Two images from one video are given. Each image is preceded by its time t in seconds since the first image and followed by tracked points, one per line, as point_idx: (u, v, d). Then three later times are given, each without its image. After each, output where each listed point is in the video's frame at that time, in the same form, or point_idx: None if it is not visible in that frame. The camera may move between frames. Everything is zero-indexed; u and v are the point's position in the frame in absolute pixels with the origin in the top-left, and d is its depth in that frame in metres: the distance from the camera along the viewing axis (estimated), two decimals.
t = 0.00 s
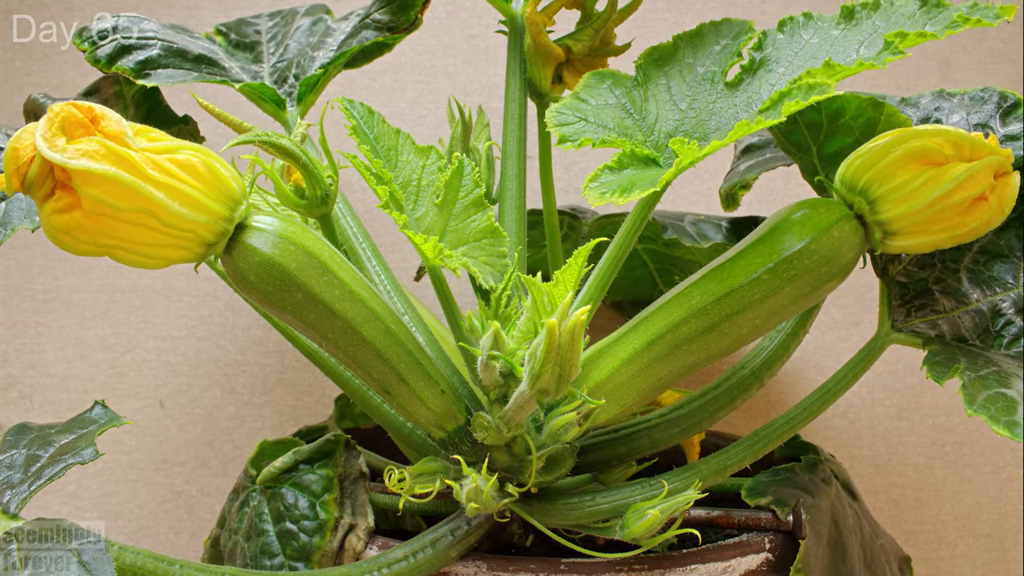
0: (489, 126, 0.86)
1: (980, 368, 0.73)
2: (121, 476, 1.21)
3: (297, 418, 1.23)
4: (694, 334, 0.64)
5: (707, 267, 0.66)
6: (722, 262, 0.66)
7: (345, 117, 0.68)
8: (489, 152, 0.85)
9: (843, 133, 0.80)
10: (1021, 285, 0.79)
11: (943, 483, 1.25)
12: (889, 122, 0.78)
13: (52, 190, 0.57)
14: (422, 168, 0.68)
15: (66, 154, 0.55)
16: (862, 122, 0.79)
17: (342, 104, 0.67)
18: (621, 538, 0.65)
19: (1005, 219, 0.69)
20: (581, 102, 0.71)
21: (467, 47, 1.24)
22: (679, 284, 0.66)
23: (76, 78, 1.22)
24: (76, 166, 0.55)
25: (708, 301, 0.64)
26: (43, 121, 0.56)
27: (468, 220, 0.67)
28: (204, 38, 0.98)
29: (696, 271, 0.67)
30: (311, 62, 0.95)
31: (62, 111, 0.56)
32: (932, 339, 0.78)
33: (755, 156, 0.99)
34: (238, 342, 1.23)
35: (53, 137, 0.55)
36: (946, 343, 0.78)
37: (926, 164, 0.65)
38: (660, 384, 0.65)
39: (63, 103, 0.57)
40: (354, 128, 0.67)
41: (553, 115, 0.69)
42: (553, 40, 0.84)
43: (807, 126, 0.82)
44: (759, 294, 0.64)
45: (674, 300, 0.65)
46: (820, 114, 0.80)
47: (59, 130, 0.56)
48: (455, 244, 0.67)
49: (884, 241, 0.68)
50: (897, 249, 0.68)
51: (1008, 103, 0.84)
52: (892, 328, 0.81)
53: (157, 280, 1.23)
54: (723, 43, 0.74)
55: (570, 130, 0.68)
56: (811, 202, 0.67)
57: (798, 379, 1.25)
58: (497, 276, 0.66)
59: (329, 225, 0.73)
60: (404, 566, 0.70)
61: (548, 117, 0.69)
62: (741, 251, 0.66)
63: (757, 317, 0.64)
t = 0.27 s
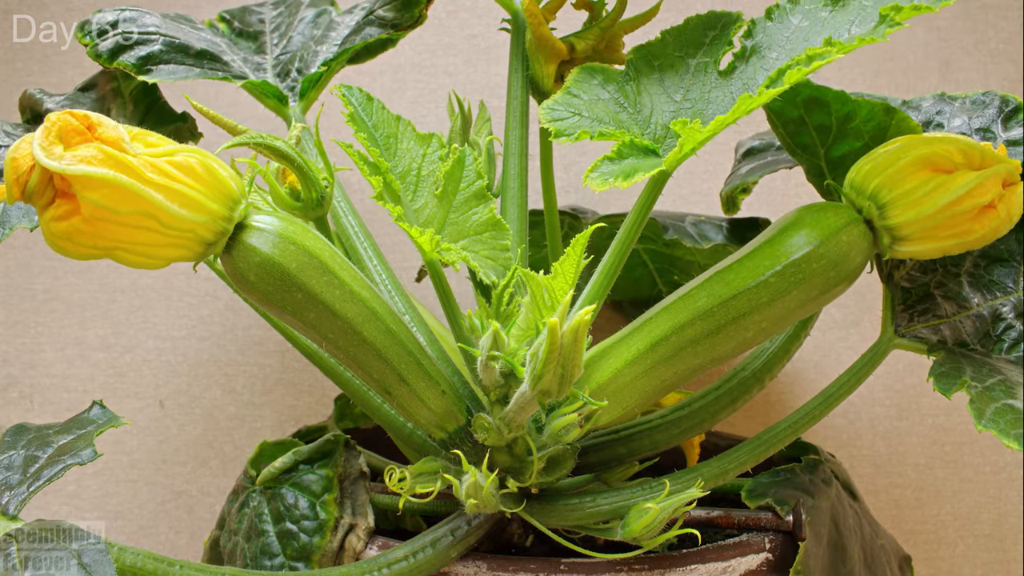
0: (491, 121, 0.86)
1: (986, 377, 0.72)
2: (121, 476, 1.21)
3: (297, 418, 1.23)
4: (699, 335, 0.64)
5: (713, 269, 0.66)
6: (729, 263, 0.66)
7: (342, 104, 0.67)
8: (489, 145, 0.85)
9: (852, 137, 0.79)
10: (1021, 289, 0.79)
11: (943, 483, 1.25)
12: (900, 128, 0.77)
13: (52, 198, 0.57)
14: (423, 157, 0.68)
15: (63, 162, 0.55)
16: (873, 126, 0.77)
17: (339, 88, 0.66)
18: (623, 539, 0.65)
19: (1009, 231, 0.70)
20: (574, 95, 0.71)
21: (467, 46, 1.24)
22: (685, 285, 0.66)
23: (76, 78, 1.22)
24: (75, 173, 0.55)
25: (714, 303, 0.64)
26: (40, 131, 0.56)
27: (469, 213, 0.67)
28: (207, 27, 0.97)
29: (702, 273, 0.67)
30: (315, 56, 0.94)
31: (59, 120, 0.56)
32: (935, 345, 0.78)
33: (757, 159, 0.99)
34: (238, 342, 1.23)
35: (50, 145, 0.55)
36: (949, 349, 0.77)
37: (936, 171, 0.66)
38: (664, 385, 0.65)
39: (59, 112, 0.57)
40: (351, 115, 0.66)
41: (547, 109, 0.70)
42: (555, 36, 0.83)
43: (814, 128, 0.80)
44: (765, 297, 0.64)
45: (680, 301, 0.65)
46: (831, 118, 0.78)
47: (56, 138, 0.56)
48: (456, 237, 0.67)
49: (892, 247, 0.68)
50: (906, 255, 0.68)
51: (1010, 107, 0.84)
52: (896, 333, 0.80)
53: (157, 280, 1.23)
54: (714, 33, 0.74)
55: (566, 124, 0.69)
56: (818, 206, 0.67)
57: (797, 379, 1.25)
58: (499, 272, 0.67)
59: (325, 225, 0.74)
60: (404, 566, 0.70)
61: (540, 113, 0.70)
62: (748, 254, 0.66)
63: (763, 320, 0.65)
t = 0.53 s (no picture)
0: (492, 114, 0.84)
1: (995, 386, 0.71)
2: (121, 476, 1.21)
3: (298, 418, 1.23)
4: (704, 339, 0.64)
5: (719, 272, 0.66)
6: (736, 266, 0.66)
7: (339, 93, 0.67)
8: (491, 138, 0.83)
9: (861, 141, 0.79)
10: None
11: (943, 484, 1.25)
12: (911, 132, 0.76)
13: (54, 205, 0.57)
14: (423, 146, 0.68)
15: (63, 170, 0.55)
16: (882, 132, 0.77)
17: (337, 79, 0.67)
18: (625, 538, 0.65)
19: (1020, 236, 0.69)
20: (570, 81, 0.72)
21: (467, 46, 1.24)
22: (691, 287, 0.66)
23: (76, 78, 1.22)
24: (75, 180, 0.55)
25: (720, 306, 0.64)
26: (38, 141, 0.56)
27: (470, 207, 0.67)
28: (210, 22, 0.97)
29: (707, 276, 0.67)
30: (316, 53, 0.94)
31: (57, 130, 0.56)
32: (942, 351, 0.77)
33: (759, 162, 0.99)
34: (238, 342, 1.22)
35: (49, 155, 0.56)
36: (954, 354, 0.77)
37: (945, 178, 0.66)
38: (667, 388, 0.65)
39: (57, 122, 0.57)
40: (346, 104, 0.66)
41: (542, 97, 0.70)
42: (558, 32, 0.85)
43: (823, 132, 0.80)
44: (773, 301, 0.64)
45: (686, 304, 0.65)
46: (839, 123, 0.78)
47: (55, 148, 0.56)
48: (455, 231, 0.67)
49: (900, 252, 0.69)
50: (914, 260, 0.69)
51: (1010, 111, 0.84)
52: (901, 338, 0.79)
53: (157, 280, 1.23)
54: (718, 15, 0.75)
55: (560, 114, 0.69)
56: (827, 211, 0.68)
57: (797, 379, 1.25)
58: (500, 267, 0.67)
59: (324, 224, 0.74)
60: (405, 566, 0.70)
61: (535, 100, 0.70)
62: (755, 258, 0.66)
63: (770, 323, 0.65)
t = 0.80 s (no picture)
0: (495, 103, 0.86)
1: (998, 394, 0.71)
2: (122, 476, 1.21)
3: (298, 418, 1.23)
4: (709, 341, 0.64)
5: (725, 274, 0.66)
6: (743, 268, 0.66)
7: (324, 88, 0.68)
8: (489, 129, 0.83)
9: (868, 145, 0.79)
10: None
11: (943, 484, 1.25)
12: (919, 139, 0.77)
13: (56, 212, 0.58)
14: (412, 136, 0.68)
15: (63, 179, 0.55)
16: (891, 135, 0.78)
17: (321, 71, 0.68)
18: (628, 540, 0.65)
19: None
20: (570, 75, 0.72)
21: (467, 46, 1.24)
22: (696, 289, 0.66)
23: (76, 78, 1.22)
24: (75, 188, 0.56)
25: (725, 308, 0.64)
26: (38, 151, 0.56)
27: (466, 195, 0.67)
28: (208, 27, 0.97)
29: (712, 278, 0.67)
30: (315, 53, 0.94)
31: (56, 139, 0.57)
32: (948, 355, 0.77)
33: (760, 165, 0.99)
34: (238, 342, 1.22)
35: (49, 165, 0.56)
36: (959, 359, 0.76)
37: (955, 185, 0.66)
38: (670, 391, 0.65)
39: (56, 132, 0.57)
40: (332, 97, 0.66)
41: (545, 92, 0.70)
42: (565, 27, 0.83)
43: (829, 135, 0.80)
44: (780, 304, 0.64)
45: (692, 306, 0.65)
46: (847, 126, 0.78)
47: (54, 158, 0.56)
48: (453, 222, 0.67)
49: (909, 257, 0.68)
50: (922, 266, 0.69)
51: (1010, 114, 0.84)
52: (906, 342, 0.79)
53: (157, 280, 1.23)
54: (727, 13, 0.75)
55: (562, 106, 0.69)
56: (835, 215, 0.68)
57: (797, 379, 1.25)
58: (501, 258, 0.66)
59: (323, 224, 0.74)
60: (405, 566, 0.70)
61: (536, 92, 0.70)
62: (762, 260, 0.66)
63: (776, 326, 0.65)
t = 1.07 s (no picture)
0: (497, 96, 0.86)
1: (1001, 402, 0.70)
2: (121, 476, 1.21)
3: (298, 418, 1.23)
4: (714, 343, 0.64)
5: (729, 276, 0.66)
6: (749, 269, 0.66)
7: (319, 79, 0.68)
8: (490, 123, 0.83)
9: (875, 147, 0.79)
10: None
11: (943, 484, 1.25)
12: (926, 142, 0.77)
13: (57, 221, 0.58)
14: (410, 128, 0.69)
15: (62, 188, 0.55)
16: (897, 139, 0.78)
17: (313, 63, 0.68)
18: (630, 544, 0.65)
19: None
20: (575, 72, 0.73)
21: (467, 46, 1.24)
22: (701, 290, 0.66)
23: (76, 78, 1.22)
24: (75, 196, 0.56)
25: (731, 310, 0.64)
26: (36, 163, 0.56)
27: (465, 186, 0.67)
28: (211, 27, 0.97)
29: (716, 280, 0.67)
30: (317, 53, 0.94)
31: (53, 151, 0.56)
32: (950, 360, 0.76)
33: (762, 167, 0.98)
34: (238, 342, 1.22)
35: (47, 175, 0.56)
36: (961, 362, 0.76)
37: (962, 191, 0.66)
38: (674, 393, 0.65)
39: (53, 143, 0.57)
40: (325, 88, 0.67)
41: (548, 89, 0.70)
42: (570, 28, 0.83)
43: (836, 137, 0.80)
44: (787, 307, 0.64)
45: (697, 307, 0.65)
46: (854, 125, 0.78)
47: (52, 168, 0.56)
48: (452, 215, 0.67)
49: (916, 261, 0.68)
50: (929, 270, 0.68)
51: (1012, 119, 0.84)
52: (910, 346, 0.79)
53: (157, 280, 1.23)
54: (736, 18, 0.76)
55: (567, 103, 0.69)
56: (842, 218, 0.68)
57: (797, 379, 1.25)
58: (506, 251, 0.66)
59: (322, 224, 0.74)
60: (405, 566, 0.70)
61: (540, 88, 0.70)
62: (767, 263, 0.66)
63: (781, 329, 0.64)
